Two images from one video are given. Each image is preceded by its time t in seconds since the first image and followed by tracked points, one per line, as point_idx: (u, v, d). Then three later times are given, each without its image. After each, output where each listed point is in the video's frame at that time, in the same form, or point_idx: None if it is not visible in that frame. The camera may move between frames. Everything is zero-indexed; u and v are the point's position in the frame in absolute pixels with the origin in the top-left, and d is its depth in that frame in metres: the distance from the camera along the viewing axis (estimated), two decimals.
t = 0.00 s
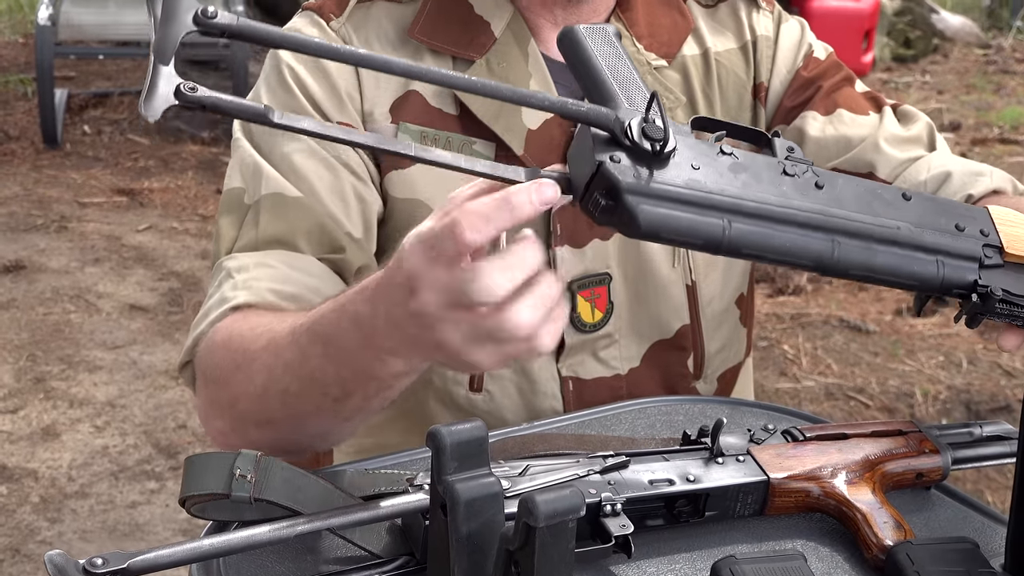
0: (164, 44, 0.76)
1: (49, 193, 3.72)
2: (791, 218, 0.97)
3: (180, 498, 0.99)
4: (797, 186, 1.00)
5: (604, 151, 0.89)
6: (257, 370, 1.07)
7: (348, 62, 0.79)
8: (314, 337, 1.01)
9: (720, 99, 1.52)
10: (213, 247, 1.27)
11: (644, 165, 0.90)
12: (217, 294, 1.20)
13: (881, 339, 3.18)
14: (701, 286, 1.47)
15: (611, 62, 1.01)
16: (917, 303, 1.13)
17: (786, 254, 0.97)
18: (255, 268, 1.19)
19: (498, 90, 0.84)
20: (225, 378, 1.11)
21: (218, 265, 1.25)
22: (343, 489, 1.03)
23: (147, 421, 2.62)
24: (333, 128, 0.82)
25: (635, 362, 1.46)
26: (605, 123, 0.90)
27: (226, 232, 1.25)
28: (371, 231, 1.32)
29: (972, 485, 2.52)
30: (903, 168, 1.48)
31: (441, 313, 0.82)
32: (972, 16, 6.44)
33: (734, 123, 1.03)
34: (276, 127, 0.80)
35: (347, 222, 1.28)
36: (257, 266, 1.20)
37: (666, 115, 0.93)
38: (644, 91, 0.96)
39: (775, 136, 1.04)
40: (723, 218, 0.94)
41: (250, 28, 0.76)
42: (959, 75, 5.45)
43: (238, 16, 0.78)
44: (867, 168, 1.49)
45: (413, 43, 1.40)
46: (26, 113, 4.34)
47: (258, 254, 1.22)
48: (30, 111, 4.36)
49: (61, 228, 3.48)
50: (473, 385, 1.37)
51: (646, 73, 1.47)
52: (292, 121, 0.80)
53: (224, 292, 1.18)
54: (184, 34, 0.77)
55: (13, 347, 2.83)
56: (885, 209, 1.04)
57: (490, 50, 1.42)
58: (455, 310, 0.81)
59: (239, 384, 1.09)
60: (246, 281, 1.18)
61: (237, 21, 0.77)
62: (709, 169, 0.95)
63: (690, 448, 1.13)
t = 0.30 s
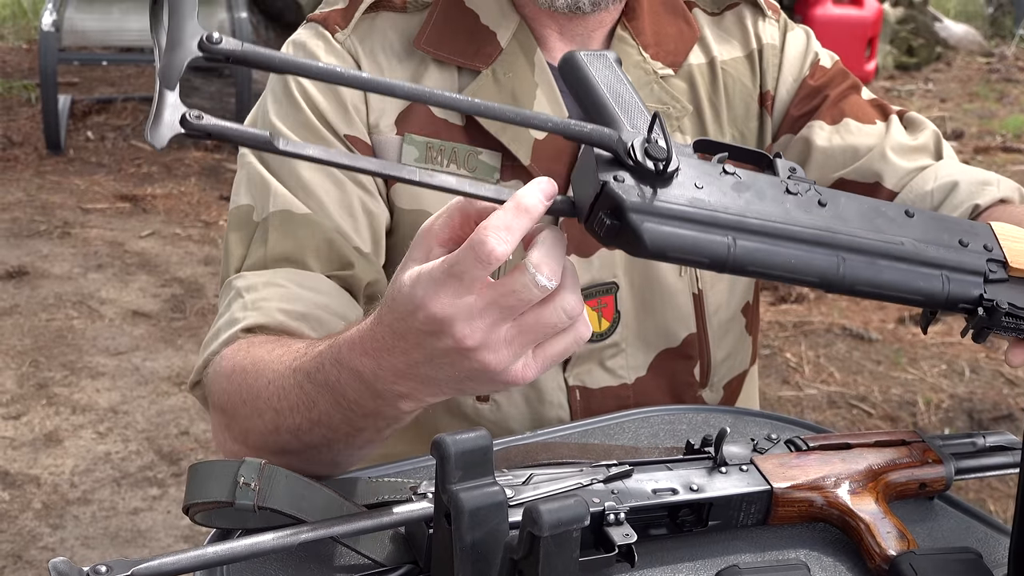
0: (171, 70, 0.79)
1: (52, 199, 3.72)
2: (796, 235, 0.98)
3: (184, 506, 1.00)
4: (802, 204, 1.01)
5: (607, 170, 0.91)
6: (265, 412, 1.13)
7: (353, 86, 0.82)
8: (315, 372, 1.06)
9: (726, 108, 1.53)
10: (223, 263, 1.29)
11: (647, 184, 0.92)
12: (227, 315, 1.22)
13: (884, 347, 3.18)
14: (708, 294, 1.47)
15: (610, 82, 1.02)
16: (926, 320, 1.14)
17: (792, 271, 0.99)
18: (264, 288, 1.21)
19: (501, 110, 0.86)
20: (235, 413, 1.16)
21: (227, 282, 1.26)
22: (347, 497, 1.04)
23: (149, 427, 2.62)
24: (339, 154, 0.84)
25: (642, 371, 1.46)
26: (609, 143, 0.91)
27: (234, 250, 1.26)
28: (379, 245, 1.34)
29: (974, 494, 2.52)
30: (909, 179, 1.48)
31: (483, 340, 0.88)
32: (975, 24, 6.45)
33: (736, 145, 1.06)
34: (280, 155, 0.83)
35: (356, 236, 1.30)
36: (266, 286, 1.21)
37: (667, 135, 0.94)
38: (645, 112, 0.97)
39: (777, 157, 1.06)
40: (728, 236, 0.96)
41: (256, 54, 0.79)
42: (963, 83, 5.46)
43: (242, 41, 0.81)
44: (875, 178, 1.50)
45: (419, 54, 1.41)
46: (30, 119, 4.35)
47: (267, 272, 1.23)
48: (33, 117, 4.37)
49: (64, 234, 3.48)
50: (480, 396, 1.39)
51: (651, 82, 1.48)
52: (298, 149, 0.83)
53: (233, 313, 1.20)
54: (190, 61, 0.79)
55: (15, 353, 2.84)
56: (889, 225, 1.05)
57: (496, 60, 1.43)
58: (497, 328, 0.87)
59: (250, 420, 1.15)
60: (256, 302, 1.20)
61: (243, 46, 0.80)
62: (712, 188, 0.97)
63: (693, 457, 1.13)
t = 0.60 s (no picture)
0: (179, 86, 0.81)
1: (54, 203, 3.73)
2: (806, 243, 0.99)
3: (187, 510, 1.00)
4: (811, 213, 1.02)
5: (617, 181, 0.94)
6: (249, 413, 1.12)
7: (360, 98, 0.84)
8: (291, 371, 1.05)
9: (727, 112, 1.53)
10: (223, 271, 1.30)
11: (657, 194, 0.94)
12: (224, 321, 1.22)
13: (885, 352, 3.18)
14: (709, 297, 1.47)
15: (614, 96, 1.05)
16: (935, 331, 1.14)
17: (804, 281, 1.00)
18: (261, 293, 1.21)
19: (509, 122, 0.89)
20: (224, 416, 1.16)
21: (225, 288, 1.27)
22: (350, 500, 1.04)
23: (151, 431, 2.62)
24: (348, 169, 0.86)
25: (643, 375, 1.47)
26: (618, 154, 0.94)
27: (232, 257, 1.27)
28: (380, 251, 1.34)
29: (976, 499, 2.52)
30: (910, 183, 1.49)
31: (441, 332, 0.84)
32: (977, 30, 6.47)
33: (743, 156, 1.08)
34: (290, 169, 0.84)
35: (353, 242, 1.30)
36: (263, 292, 1.22)
37: (676, 147, 0.97)
38: (649, 125, 1.00)
39: (784, 168, 1.08)
40: (740, 245, 0.97)
41: (263, 67, 0.82)
42: (964, 88, 5.46)
43: (249, 55, 0.83)
44: (875, 182, 1.50)
45: (419, 59, 1.42)
46: (32, 123, 4.36)
47: (265, 278, 1.23)
48: (35, 121, 4.38)
49: (65, 238, 3.49)
50: (480, 399, 1.39)
51: (652, 86, 1.49)
52: (305, 162, 0.84)
53: (230, 319, 1.21)
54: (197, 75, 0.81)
55: (17, 356, 2.84)
56: (897, 234, 1.06)
57: (496, 65, 1.43)
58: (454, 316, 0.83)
59: (238, 421, 1.15)
60: (252, 308, 1.20)
61: (251, 59, 0.83)
62: (722, 199, 0.99)
63: (696, 461, 1.13)
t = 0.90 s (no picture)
0: (188, 83, 0.82)
1: (57, 205, 3.73)
2: (814, 246, 0.99)
3: (191, 512, 1.00)
4: (818, 216, 1.03)
5: (626, 182, 0.94)
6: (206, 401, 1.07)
7: (368, 97, 0.85)
8: (235, 357, 0.98)
9: (733, 116, 1.53)
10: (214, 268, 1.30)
11: (665, 195, 0.94)
12: (209, 316, 1.20)
13: (888, 356, 3.18)
14: (713, 301, 1.47)
15: (627, 102, 1.04)
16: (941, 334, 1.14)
17: (812, 283, 1.00)
18: (247, 291, 1.21)
19: (517, 122, 0.89)
20: (189, 407, 1.11)
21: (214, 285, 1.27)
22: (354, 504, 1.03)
23: (153, 433, 2.62)
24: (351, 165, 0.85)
25: (647, 379, 1.47)
26: (626, 155, 0.94)
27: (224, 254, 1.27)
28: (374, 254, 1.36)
29: (978, 504, 2.51)
30: (915, 189, 1.48)
31: (340, 313, 0.79)
32: (979, 35, 6.48)
33: (749, 158, 1.08)
34: (296, 167, 0.83)
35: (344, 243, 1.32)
36: (250, 289, 1.22)
37: (684, 148, 0.97)
38: (658, 128, 1.00)
39: (791, 170, 1.08)
40: (748, 247, 0.97)
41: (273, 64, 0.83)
42: (967, 93, 5.46)
43: (258, 54, 0.84)
44: (880, 188, 1.50)
45: (423, 62, 1.42)
46: (35, 125, 4.36)
47: (253, 276, 1.24)
48: (38, 123, 4.39)
49: (68, 240, 3.49)
50: (483, 402, 1.40)
51: (656, 90, 1.49)
52: (312, 160, 0.83)
53: (215, 313, 1.19)
54: (206, 72, 0.82)
55: (20, 358, 2.84)
56: (904, 237, 1.07)
57: (500, 68, 1.43)
58: (349, 294, 0.78)
59: (200, 411, 1.10)
60: (237, 304, 1.19)
61: (259, 58, 0.84)
62: (729, 201, 0.99)
63: (700, 465, 1.13)
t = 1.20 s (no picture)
0: (192, 92, 0.82)
1: (59, 207, 3.74)
2: (815, 253, 1.00)
3: (193, 514, 1.00)
4: (820, 223, 1.03)
5: (627, 190, 0.94)
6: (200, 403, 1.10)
7: (370, 105, 0.86)
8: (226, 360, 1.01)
9: (737, 121, 1.54)
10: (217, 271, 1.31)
11: (666, 203, 0.95)
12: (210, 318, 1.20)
13: (889, 362, 3.18)
14: (716, 306, 1.48)
15: (631, 112, 1.04)
16: (943, 340, 1.14)
17: (813, 291, 1.00)
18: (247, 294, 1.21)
19: (519, 129, 0.91)
20: (185, 410, 1.14)
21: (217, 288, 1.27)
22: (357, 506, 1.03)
23: (155, 435, 2.62)
24: (356, 174, 0.86)
25: (650, 384, 1.47)
26: (628, 163, 0.95)
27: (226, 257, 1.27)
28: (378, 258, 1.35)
29: (980, 510, 2.51)
30: (918, 195, 1.48)
31: (313, 312, 0.83)
32: (982, 40, 6.48)
33: (751, 165, 1.08)
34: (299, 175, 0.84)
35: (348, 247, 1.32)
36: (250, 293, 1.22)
37: (686, 157, 0.97)
38: (661, 134, 1.01)
39: (793, 177, 1.08)
40: (750, 255, 0.97)
41: (277, 72, 0.84)
42: (969, 98, 5.47)
43: (260, 62, 0.85)
44: (883, 193, 1.50)
45: (427, 67, 1.42)
46: (38, 127, 4.37)
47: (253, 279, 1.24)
48: (41, 124, 4.39)
49: (70, 242, 3.49)
50: (486, 406, 1.40)
51: (660, 95, 1.49)
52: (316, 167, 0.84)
53: (215, 316, 1.19)
54: (209, 81, 0.83)
55: (22, 360, 2.84)
56: (906, 245, 1.07)
57: (505, 73, 1.43)
58: (319, 290, 0.82)
59: (195, 412, 1.12)
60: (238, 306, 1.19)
61: (262, 66, 0.84)
62: (731, 208, 0.99)
63: (701, 469, 1.13)
